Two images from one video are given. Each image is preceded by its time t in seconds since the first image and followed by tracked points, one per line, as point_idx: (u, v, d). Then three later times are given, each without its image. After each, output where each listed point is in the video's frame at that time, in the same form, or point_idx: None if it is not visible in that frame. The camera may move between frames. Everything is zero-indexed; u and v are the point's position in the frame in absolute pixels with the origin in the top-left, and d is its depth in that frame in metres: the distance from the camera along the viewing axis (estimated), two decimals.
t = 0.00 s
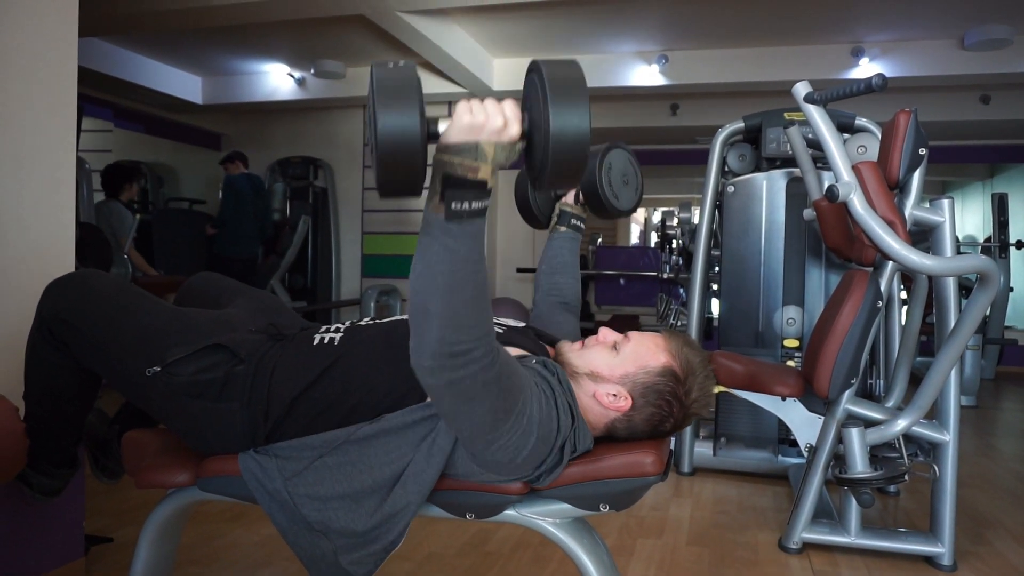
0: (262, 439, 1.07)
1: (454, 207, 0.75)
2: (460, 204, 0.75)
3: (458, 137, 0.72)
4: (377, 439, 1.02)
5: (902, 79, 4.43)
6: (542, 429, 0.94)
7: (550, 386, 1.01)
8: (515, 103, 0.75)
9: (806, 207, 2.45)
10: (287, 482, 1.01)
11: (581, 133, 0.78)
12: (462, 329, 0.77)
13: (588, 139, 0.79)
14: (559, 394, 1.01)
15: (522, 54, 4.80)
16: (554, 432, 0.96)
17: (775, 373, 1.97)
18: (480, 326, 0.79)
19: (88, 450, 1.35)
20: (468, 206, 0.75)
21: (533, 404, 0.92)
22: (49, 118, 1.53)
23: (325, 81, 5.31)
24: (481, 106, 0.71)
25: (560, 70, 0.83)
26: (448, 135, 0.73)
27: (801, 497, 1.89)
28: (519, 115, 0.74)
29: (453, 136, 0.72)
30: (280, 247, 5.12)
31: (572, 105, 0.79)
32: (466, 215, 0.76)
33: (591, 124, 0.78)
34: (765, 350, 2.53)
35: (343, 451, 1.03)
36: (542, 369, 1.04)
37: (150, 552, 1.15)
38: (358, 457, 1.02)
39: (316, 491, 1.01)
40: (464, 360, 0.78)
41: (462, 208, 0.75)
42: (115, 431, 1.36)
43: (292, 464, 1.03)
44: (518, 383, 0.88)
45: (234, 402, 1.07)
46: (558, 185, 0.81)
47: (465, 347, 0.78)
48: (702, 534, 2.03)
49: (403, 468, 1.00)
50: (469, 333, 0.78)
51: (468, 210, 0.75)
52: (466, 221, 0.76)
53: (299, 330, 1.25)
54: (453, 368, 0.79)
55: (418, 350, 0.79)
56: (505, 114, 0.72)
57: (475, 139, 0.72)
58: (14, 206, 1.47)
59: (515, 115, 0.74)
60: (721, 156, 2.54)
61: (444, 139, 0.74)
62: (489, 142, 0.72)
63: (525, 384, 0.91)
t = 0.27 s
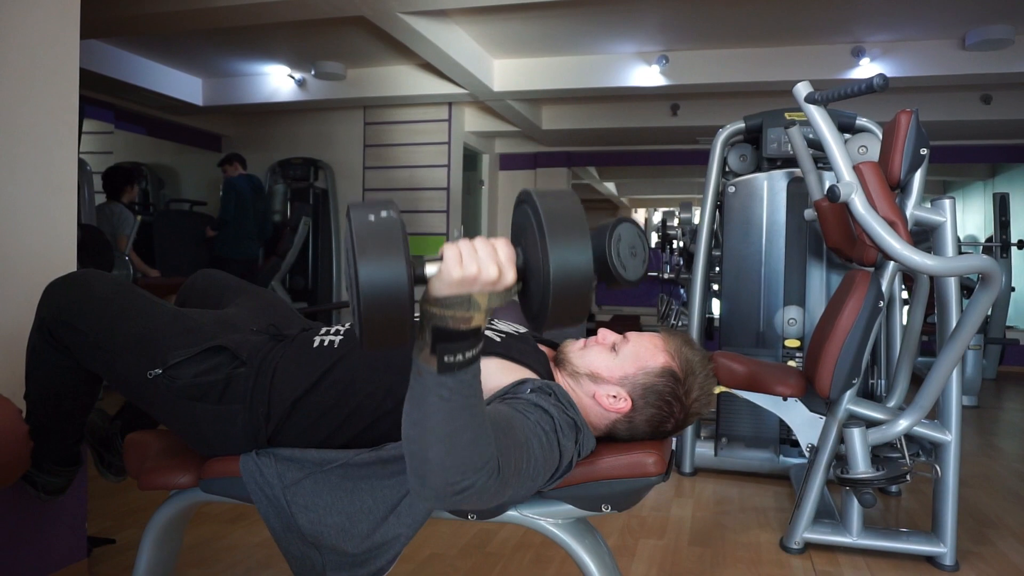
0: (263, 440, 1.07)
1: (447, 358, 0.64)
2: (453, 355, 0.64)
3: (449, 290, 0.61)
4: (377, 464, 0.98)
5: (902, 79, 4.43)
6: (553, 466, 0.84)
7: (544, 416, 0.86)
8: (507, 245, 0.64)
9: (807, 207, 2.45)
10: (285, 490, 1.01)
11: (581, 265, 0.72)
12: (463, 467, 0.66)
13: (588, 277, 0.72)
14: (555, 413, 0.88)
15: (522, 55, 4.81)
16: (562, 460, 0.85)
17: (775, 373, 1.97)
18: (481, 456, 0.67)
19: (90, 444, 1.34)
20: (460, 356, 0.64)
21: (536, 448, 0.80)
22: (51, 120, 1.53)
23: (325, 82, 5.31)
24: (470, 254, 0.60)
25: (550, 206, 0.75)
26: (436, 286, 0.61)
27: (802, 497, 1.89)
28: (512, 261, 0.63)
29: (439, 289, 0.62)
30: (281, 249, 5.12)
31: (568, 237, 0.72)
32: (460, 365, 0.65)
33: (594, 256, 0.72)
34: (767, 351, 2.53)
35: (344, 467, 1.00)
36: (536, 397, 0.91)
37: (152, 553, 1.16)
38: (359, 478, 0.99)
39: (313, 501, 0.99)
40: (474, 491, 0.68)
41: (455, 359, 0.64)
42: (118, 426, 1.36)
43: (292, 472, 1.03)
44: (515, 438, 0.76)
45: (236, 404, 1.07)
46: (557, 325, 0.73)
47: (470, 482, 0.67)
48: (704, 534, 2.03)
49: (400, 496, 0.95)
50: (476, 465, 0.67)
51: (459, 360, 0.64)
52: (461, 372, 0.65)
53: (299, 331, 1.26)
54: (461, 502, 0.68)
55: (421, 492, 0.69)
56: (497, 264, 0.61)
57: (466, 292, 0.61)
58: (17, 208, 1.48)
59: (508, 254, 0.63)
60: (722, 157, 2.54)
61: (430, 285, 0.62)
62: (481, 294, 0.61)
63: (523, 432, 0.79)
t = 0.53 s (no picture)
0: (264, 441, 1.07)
1: (453, 421, 0.63)
2: (458, 418, 0.63)
3: (452, 357, 0.61)
4: (373, 474, 0.98)
5: (899, 77, 4.44)
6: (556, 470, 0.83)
7: (542, 427, 0.84)
8: (509, 309, 0.65)
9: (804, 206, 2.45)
10: (280, 496, 1.00)
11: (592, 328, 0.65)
12: (473, 513, 0.66)
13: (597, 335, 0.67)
14: (555, 421, 0.87)
15: (519, 56, 4.81)
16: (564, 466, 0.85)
17: (775, 372, 1.97)
18: (487, 495, 0.66)
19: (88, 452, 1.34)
20: (465, 419, 0.63)
21: (538, 461, 0.78)
22: (48, 123, 1.53)
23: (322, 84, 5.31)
24: (473, 321, 0.60)
25: (551, 261, 0.67)
26: (438, 353, 0.61)
27: (802, 495, 1.89)
28: (514, 322, 0.64)
29: (443, 354, 0.61)
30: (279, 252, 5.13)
31: (574, 294, 0.66)
32: (467, 426, 0.64)
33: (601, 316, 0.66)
34: (765, 350, 2.54)
35: (339, 476, 1.00)
36: (533, 408, 0.89)
37: (151, 555, 1.15)
38: (353, 488, 0.99)
39: (307, 509, 1.00)
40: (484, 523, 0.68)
41: (461, 421, 0.63)
42: (115, 434, 1.36)
43: (289, 478, 1.02)
44: (518, 457, 0.75)
45: (236, 405, 1.07)
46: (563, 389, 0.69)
47: (480, 525, 0.67)
48: (704, 533, 2.03)
49: (396, 508, 0.96)
50: (484, 500, 0.66)
51: (467, 421, 0.63)
52: (468, 431, 0.64)
53: (299, 332, 1.26)
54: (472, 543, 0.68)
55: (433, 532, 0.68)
56: (501, 328, 0.61)
57: (472, 358, 0.61)
58: (15, 211, 1.48)
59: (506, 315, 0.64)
60: (720, 156, 2.54)
61: (432, 350, 0.61)
62: (485, 358, 0.61)
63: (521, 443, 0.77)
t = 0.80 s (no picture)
0: (263, 445, 1.07)
1: (433, 273, 0.77)
2: (439, 271, 0.77)
3: (439, 207, 0.75)
4: (374, 459, 1.01)
5: (897, 78, 4.44)
6: (540, 443, 0.93)
7: (538, 390, 0.99)
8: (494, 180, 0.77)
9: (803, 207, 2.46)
10: (285, 495, 1.02)
11: (557, 212, 0.88)
12: (440, 386, 0.77)
13: (560, 218, 0.89)
14: (549, 398, 0.98)
15: (518, 58, 4.81)
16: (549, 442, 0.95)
17: (775, 374, 1.97)
18: (453, 384, 0.77)
19: (87, 456, 1.34)
20: (446, 273, 0.77)
21: (525, 423, 0.91)
22: (46, 125, 1.53)
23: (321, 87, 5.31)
24: (461, 181, 0.74)
25: (537, 154, 0.91)
26: (429, 204, 0.75)
27: (802, 496, 1.89)
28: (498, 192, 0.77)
29: (432, 206, 0.75)
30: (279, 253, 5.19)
31: (550, 187, 0.88)
32: (444, 280, 0.77)
33: (568, 204, 0.89)
34: (764, 351, 2.54)
35: (340, 466, 1.03)
36: (528, 381, 1.00)
37: (151, 559, 1.15)
38: (355, 476, 1.02)
39: (311, 504, 1.02)
40: (446, 417, 0.78)
41: (441, 274, 0.77)
42: (116, 438, 1.36)
43: (289, 476, 1.04)
44: (507, 413, 0.87)
45: (235, 408, 1.07)
46: (532, 255, 0.91)
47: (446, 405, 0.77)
48: (704, 535, 2.03)
49: (397, 489, 1.00)
50: (448, 389, 0.77)
51: (446, 276, 0.77)
52: (445, 288, 0.78)
53: (299, 335, 1.26)
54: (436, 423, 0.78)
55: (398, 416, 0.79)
56: (485, 191, 0.75)
57: (457, 212, 0.74)
58: (14, 215, 1.48)
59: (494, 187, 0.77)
60: (718, 158, 2.54)
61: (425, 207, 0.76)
62: (469, 215, 0.74)
63: (512, 404, 0.90)
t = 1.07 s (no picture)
0: (262, 447, 1.07)
1: (446, 146, 0.92)
2: (451, 145, 0.92)
3: (456, 93, 0.93)
4: (370, 445, 1.03)
5: (897, 82, 4.45)
6: (530, 400, 0.97)
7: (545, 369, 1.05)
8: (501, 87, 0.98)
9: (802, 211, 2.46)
10: (286, 491, 1.04)
11: (552, 111, 0.95)
12: (448, 249, 0.90)
13: (555, 115, 0.95)
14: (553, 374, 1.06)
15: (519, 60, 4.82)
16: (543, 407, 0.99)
17: (775, 377, 1.97)
18: (459, 256, 0.91)
19: (87, 457, 1.34)
20: (456, 147, 0.92)
21: (523, 376, 0.97)
22: (47, 125, 1.53)
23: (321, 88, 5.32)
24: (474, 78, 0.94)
25: (541, 58, 0.98)
26: (447, 91, 0.93)
27: (801, 500, 1.89)
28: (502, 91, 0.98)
29: (449, 93, 0.93)
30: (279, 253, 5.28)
31: (550, 89, 0.95)
32: (454, 155, 0.92)
33: (563, 103, 0.95)
34: (763, 354, 2.54)
35: (338, 456, 1.04)
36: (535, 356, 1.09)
37: (150, 560, 1.15)
38: (352, 458, 1.03)
39: (314, 498, 1.03)
40: (448, 281, 0.90)
41: (452, 148, 0.92)
42: (116, 438, 1.36)
43: (289, 473, 1.05)
44: (506, 351, 0.95)
45: (234, 412, 1.07)
46: (530, 148, 0.97)
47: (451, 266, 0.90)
48: (703, 537, 2.03)
49: (394, 466, 1.01)
50: (454, 257, 0.90)
51: (456, 151, 0.92)
52: (455, 162, 0.92)
53: (299, 337, 1.25)
54: (438, 284, 0.89)
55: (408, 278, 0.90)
56: (492, 83, 0.96)
57: (468, 96, 0.93)
58: (15, 215, 1.48)
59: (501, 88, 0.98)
60: (718, 161, 2.55)
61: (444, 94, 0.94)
62: (478, 99, 0.94)
63: (514, 350, 0.97)
